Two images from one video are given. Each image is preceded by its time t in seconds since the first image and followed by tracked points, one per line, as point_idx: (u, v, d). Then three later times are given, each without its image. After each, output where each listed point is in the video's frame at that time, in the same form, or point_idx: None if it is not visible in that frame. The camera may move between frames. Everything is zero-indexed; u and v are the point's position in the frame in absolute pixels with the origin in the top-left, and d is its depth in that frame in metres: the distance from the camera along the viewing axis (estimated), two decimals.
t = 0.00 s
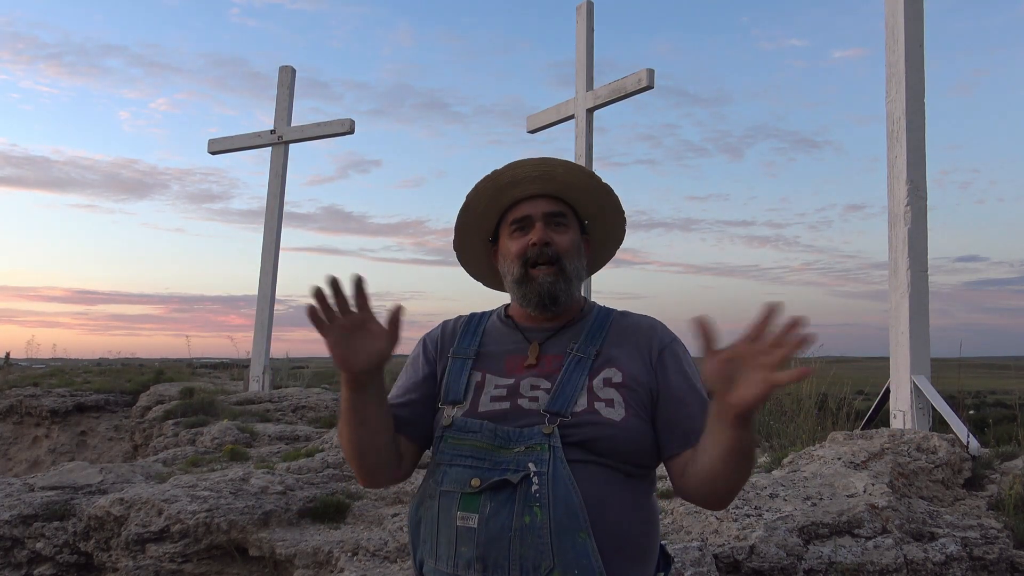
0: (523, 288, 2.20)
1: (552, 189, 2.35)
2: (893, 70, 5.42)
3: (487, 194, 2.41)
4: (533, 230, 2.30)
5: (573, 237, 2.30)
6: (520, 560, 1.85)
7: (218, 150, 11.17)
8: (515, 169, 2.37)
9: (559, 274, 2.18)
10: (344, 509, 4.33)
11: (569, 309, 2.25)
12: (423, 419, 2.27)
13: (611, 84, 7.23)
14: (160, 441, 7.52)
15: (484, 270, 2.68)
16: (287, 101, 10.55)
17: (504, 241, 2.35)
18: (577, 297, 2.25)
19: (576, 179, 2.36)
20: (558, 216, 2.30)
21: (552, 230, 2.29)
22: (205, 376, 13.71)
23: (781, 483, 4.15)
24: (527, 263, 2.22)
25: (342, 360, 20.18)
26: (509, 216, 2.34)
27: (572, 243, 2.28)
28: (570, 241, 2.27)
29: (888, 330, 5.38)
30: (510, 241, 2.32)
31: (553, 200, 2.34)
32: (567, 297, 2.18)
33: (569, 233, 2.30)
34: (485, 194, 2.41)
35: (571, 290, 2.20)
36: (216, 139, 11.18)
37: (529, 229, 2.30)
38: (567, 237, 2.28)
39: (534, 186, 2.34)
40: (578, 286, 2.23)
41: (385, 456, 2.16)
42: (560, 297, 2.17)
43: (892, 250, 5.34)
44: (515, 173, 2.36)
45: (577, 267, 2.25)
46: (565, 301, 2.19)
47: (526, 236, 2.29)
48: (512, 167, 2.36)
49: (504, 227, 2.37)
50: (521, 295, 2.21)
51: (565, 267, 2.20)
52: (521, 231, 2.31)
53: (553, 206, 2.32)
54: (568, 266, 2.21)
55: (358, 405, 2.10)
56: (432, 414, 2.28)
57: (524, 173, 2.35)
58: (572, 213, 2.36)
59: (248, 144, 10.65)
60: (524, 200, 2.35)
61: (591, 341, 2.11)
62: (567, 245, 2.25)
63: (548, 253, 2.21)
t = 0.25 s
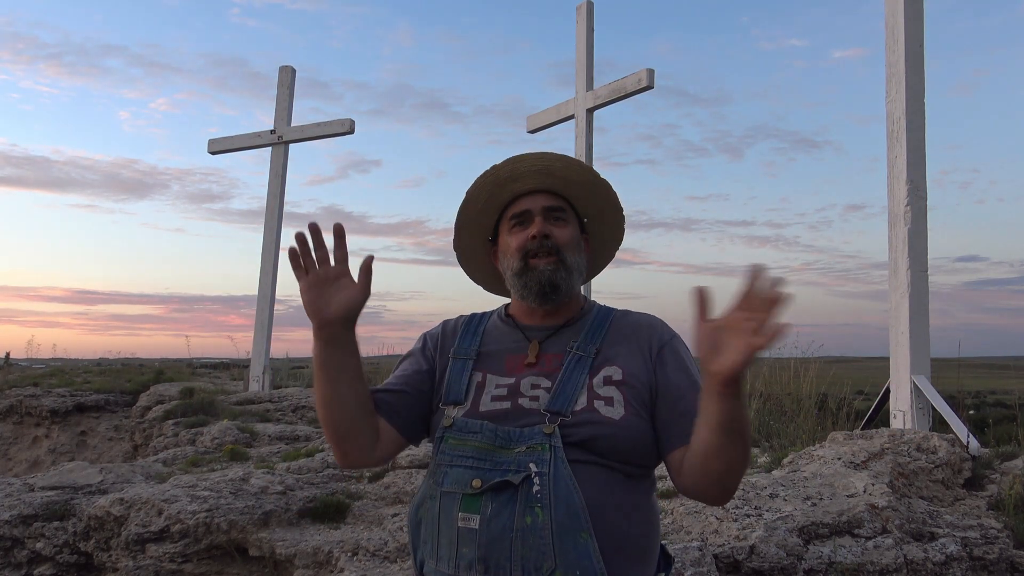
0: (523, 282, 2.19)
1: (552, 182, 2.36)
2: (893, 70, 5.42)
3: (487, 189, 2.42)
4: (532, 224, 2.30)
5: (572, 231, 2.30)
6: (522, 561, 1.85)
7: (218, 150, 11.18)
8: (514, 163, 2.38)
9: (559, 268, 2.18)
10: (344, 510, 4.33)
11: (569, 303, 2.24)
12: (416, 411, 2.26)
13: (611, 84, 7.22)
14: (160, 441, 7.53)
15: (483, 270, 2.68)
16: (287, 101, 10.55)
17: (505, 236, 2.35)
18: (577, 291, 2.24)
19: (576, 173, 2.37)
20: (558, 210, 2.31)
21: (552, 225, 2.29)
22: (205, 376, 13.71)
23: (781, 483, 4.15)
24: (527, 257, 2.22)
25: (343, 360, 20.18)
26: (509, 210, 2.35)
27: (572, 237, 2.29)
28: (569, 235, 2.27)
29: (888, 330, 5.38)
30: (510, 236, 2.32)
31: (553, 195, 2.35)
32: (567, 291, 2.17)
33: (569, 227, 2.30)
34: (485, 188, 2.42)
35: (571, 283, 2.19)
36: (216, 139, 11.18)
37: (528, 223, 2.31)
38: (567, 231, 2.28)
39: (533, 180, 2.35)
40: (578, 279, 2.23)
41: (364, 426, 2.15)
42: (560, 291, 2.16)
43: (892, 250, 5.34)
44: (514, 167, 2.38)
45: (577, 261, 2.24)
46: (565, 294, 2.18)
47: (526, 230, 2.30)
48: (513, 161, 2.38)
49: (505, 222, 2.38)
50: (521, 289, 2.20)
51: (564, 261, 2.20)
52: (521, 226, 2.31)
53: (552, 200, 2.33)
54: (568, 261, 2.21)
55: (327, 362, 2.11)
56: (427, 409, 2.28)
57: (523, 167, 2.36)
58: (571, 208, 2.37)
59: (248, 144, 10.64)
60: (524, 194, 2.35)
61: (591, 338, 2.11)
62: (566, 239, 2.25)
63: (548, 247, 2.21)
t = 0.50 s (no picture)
0: (523, 281, 2.19)
1: (551, 180, 2.36)
2: (893, 70, 5.42)
3: (486, 187, 2.42)
4: (531, 222, 2.30)
5: (572, 229, 2.29)
6: (523, 565, 1.85)
7: (218, 150, 11.17)
8: (513, 161, 2.38)
9: (558, 266, 2.17)
10: (344, 509, 4.33)
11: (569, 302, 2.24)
12: (414, 406, 2.26)
13: (611, 84, 7.22)
14: (160, 441, 7.52)
15: (483, 269, 2.68)
16: (287, 101, 10.55)
17: (504, 234, 2.35)
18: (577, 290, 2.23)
19: (575, 171, 2.37)
20: (557, 208, 2.30)
21: (551, 223, 2.29)
22: (205, 376, 13.70)
23: (781, 483, 4.15)
24: (526, 255, 2.22)
25: (343, 360, 20.19)
26: (508, 209, 2.35)
27: (571, 236, 2.28)
28: (568, 233, 2.27)
29: (888, 330, 5.38)
30: (509, 235, 2.32)
31: (552, 193, 2.34)
32: (566, 290, 2.17)
33: (568, 225, 2.30)
34: (484, 186, 2.42)
35: (571, 282, 2.19)
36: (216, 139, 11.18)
37: (527, 221, 2.31)
38: (566, 229, 2.28)
39: (532, 179, 2.35)
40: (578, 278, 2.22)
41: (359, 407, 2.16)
42: (559, 289, 2.16)
43: (892, 250, 5.34)
44: (512, 165, 2.37)
45: (576, 259, 2.24)
46: (564, 293, 2.18)
47: (525, 228, 2.29)
48: (511, 160, 2.37)
49: (504, 220, 2.38)
50: (521, 288, 2.20)
51: (563, 260, 2.20)
52: (520, 224, 2.31)
53: (551, 198, 2.33)
54: (567, 259, 2.20)
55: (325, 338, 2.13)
56: (424, 405, 2.28)
57: (522, 166, 2.36)
58: (571, 207, 2.36)
59: (248, 144, 10.64)
60: (523, 192, 2.35)
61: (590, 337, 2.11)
62: (565, 238, 2.25)
63: (546, 245, 2.21)
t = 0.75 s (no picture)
0: (522, 285, 2.19)
1: (550, 183, 2.36)
2: (893, 70, 5.42)
3: (484, 188, 2.42)
4: (530, 225, 2.30)
5: (571, 233, 2.30)
6: (520, 569, 1.85)
7: (218, 150, 11.17)
8: (512, 162, 2.38)
9: (556, 270, 2.18)
10: (344, 509, 4.33)
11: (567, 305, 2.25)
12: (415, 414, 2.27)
13: (611, 85, 7.22)
14: (160, 441, 7.52)
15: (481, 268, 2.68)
16: (287, 101, 10.55)
17: (503, 237, 2.35)
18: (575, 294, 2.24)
19: (574, 173, 2.37)
20: (556, 212, 2.31)
21: (549, 226, 2.29)
22: (205, 376, 13.70)
23: (781, 483, 4.15)
24: (524, 259, 2.23)
25: (343, 360, 20.19)
26: (507, 210, 2.35)
27: (570, 239, 2.29)
28: (567, 237, 2.27)
29: (888, 330, 5.37)
30: (508, 238, 2.32)
31: (551, 196, 2.35)
32: (565, 293, 2.17)
33: (568, 229, 2.30)
34: (482, 187, 2.42)
35: (569, 285, 2.19)
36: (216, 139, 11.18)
37: (526, 224, 2.31)
38: (564, 233, 2.28)
39: (532, 181, 2.35)
40: (576, 281, 2.23)
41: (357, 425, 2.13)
42: (557, 293, 2.16)
43: (892, 250, 5.34)
44: (513, 167, 2.37)
45: (576, 263, 2.24)
46: (563, 297, 2.18)
47: (523, 232, 2.30)
48: (510, 162, 2.37)
49: (502, 222, 2.38)
50: (519, 292, 2.20)
51: (562, 264, 2.20)
52: (518, 227, 2.31)
53: (550, 200, 2.33)
54: (565, 263, 2.20)
55: (306, 368, 2.05)
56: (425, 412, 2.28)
57: (522, 168, 2.36)
58: (569, 209, 2.37)
59: (248, 144, 10.64)
60: (522, 193, 2.35)
61: (586, 338, 2.11)
62: (563, 242, 2.25)
63: (545, 250, 2.22)
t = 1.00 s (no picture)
0: (522, 288, 2.18)
1: (550, 185, 2.35)
2: (893, 70, 5.42)
3: (483, 190, 2.41)
4: (530, 227, 2.30)
5: (571, 236, 2.30)
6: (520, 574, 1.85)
7: (218, 150, 11.18)
8: (512, 164, 2.37)
9: (556, 274, 2.17)
10: (344, 509, 4.33)
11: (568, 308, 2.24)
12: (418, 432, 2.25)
13: (611, 85, 7.22)
14: (160, 441, 7.52)
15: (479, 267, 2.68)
16: (287, 101, 10.55)
17: (503, 239, 2.35)
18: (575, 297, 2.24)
19: (574, 175, 2.36)
20: (557, 214, 2.31)
21: (549, 229, 2.29)
22: (205, 376, 13.71)
23: (781, 483, 4.15)
24: (524, 261, 2.23)
25: (343, 360, 20.20)
26: (506, 212, 2.35)
27: (570, 242, 2.29)
28: (567, 240, 2.27)
29: (888, 330, 5.37)
30: (508, 240, 2.32)
31: (552, 198, 2.34)
32: (565, 296, 2.17)
33: (568, 232, 2.31)
34: (482, 189, 2.42)
35: (569, 288, 2.19)
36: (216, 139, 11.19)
37: (526, 226, 2.31)
38: (565, 236, 2.28)
39: (533, 184, 2.35)
40: (577, 284, 2.23)
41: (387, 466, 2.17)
42: (557, 296, 2.16)
43: (892, 250, 5.34)
44: (513, 169, 2.36)
45: (576, 266, 2.25)
46: (563, 300, 2.18)
47: (523, 234, 2.30)
48: (511, 164, 2.36)
49: (501, 223, 2.37)
50: (519, 295, 2.19)
51: (563, 266, 2.20)
52: (518, 229, 2.31)
53: (550, 202, 2.32)
54: (565, 266, 2.20)
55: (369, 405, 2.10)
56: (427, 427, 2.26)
57: (522, 170, 2.36)
58: (569, 211, 2.36)
59: (248, 144, 10.64)
60: (522, 195, 2.35)
61: (586, 340, 2.10)
62: (564, 245, 2.25)
63: (545, 252, 2.21)
